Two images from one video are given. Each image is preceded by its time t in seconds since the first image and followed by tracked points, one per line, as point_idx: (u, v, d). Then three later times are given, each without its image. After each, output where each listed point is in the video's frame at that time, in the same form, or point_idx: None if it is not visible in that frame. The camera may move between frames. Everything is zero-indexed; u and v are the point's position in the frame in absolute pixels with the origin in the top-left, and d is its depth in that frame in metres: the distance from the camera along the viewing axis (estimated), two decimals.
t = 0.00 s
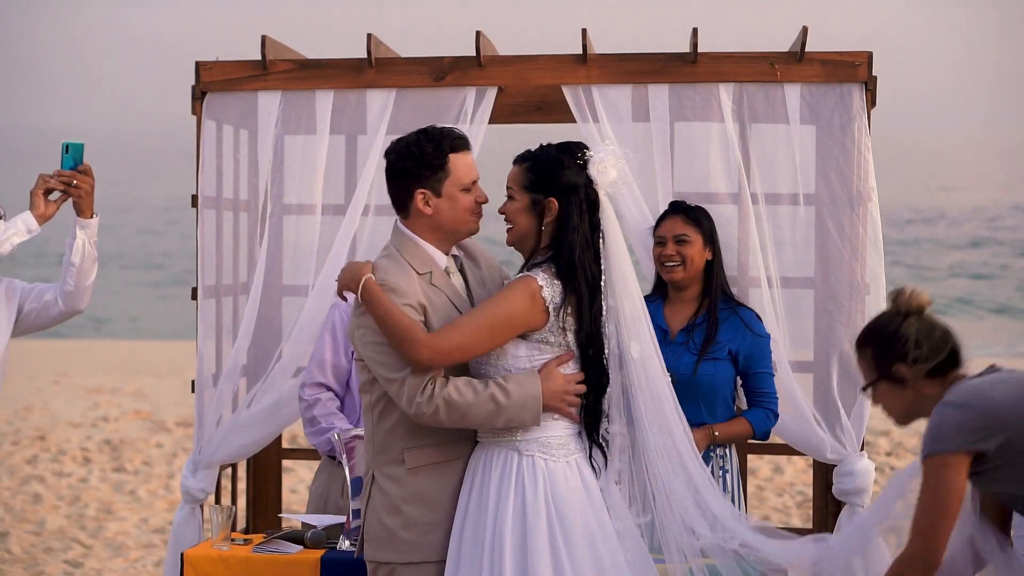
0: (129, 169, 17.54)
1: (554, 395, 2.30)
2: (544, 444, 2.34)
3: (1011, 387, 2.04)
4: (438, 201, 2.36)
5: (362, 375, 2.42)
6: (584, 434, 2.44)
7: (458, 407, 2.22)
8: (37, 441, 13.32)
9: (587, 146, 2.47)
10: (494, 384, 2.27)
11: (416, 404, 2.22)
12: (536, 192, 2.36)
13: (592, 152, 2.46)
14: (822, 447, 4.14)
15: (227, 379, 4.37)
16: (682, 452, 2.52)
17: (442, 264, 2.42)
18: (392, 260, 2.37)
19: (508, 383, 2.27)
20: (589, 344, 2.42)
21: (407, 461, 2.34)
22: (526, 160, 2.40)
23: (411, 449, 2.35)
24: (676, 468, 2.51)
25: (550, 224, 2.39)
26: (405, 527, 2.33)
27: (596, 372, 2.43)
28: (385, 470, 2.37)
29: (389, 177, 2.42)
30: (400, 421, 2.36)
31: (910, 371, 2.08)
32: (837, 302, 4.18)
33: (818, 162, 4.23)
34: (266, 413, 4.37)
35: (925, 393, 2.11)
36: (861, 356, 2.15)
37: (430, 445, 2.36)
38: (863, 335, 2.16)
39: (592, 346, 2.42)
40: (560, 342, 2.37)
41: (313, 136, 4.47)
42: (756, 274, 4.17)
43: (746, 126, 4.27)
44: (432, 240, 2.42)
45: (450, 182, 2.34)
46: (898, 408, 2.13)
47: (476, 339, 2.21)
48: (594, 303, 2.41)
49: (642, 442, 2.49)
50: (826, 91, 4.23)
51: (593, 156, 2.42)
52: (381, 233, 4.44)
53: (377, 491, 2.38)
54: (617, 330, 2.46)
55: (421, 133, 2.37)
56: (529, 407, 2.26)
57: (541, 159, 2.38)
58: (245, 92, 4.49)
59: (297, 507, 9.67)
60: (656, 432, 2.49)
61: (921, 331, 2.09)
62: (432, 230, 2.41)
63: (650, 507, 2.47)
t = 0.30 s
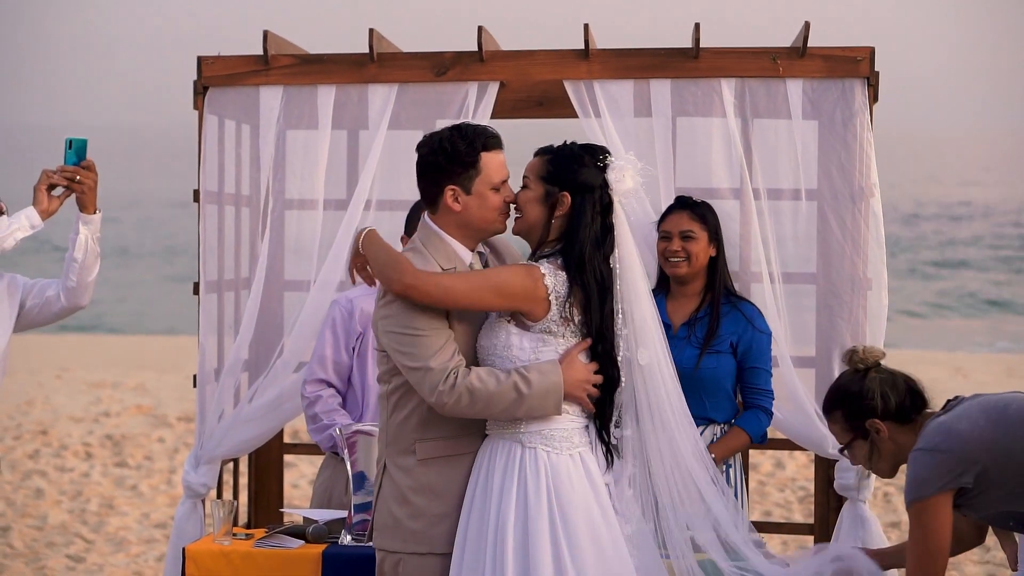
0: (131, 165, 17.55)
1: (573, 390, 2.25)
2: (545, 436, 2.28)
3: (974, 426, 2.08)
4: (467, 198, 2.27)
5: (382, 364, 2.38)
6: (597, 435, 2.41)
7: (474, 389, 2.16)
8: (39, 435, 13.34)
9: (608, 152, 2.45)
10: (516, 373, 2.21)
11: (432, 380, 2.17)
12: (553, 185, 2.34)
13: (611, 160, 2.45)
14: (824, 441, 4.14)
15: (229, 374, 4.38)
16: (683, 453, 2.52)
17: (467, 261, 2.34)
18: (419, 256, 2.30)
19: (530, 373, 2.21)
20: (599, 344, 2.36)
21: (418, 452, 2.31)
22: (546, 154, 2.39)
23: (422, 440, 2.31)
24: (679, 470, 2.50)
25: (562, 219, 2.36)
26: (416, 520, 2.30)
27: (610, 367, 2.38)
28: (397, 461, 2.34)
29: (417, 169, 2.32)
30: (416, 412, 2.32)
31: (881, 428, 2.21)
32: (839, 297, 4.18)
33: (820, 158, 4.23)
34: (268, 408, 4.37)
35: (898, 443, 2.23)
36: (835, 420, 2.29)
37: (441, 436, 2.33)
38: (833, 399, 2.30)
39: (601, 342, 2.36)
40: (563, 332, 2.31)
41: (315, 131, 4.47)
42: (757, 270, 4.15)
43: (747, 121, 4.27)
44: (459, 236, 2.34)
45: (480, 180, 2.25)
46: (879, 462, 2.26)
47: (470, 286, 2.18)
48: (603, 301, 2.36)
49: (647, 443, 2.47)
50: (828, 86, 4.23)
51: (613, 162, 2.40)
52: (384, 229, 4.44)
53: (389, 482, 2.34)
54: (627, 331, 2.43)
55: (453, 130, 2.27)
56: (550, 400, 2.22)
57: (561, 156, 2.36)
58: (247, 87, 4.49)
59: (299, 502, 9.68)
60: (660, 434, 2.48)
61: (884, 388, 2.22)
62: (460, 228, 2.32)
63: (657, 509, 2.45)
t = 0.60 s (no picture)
0: (129, 162, 17.57)
1: (589, 387, 2.26)
2: (548, 430, 2.27)
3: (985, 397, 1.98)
4: (485, 196, 2.25)
5: (396, 359, 2.38)
6: (603, 434, 2.41)
7: (491, 375, 2.16)
8: (37, 431, 13.34)
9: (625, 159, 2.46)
10: (535, 366, 2.20)
11: (450, 365, 2.16)
12: (568, 183, 2.34)
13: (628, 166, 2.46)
14: (821, 438, 4.14)
15: (226, 369, 4.37)
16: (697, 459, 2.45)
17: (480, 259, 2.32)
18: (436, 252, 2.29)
19: (548, 367, 2.20)
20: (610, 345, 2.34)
21: (425, 445, 2.31)
22: (564, 154, 2.39)
23: (429, 433, 2.32)
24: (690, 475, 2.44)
25: (576, 220, 2.36)
26: (422, 512, 2.30)
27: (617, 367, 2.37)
28: (405, 455, 2.34)
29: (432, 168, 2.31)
30: (426, 406, 2.32)
31: (883, 412, 2.05)
32: (837, 293, 4.18)
33: (818, 153, 4.23)
34: (266, 404, 4.37)
35: (904, 428, 2.07)
36: (835, 414, 2.10)
37: (449, 430, 2.33)
38: (826, 389, 2.12)
39: (614, 343, 2.34)
40: (569, 326, 2.28)
41: (313, 127, 4.46)
42: (755, 266, 4.15)
43: (745, 117, 4.27)
44: (475, 234, 2.31)
45: (496, 178, 2.24)
46: (887, 452, 2.10)
47: (484, 263, 2.19)
48: (615, 299, 2.35)
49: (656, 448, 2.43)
50: (827, 82, 4.22)
51: (630, 167, 2.42)
52: (381, 226, 4.43)
53: (397, 474, 2.35)
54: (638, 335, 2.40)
55: (469, 126, 2.26)
56: (566, 397, 2.22)
57: (579, 156, 2.37)
58: (244, 82, 4.49)
59: (296, 499, 9.68)
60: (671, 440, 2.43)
61: (877, 371, 2.07)
62: (477, 226, 2.30)
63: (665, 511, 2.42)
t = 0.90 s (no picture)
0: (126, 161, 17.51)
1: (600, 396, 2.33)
2: (551, 430, 2.32)
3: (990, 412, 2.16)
4: (499, 203, 2.32)
5: (405, 356, 2.44)
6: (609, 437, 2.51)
7: (505, 375, 2.22)
8: (32, 430, 13.33)
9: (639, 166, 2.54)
10: (550, 370, 2.27)
11: (464, 362, 2.22)
12: (584, 192, 2.44)
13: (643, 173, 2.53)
14: (817, 437, 4.14)
15: (222, 369, 4.38)
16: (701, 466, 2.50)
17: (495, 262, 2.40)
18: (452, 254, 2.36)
19: (563, 372, 2.27)
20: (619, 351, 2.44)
21: (427, 444, 2.37)
22: (580, 161, 2.48)
23: (432, 432, 2.37)
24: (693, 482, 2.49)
25: (590, 227, 2.45)
26: (420, 510, 2.36)
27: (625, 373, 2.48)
28: (407, 452, 2.40)
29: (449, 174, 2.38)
30: (431, 408, 2.38)
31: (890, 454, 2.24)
32: (833, 293, 4.18)
33: (814, 153, 4.23)
34: (262, 404, 4.37)
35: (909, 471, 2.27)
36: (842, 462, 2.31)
37: (450, 432, 2.38)
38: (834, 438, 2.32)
39: (624, 350, 2.45)
40: (582, 329, 2.35)
41: (309, 126, 4.45)
42: (751, 266, 4.18)
43: (742, 117, 4.27)
44: (490, 239, 2.38)
45: (512, 185, 2.31)
46: (894, 494, 2.29)
47: (502, 263, 2.25)
48: (627, 305, 2.43)
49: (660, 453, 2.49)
50: (823, 83, 4.23)
51: (644, 174, 2.49)
52: (376, 226, 4.42)
53: (398, 472, 2.40)
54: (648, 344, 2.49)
55: (487, 133, 2.33)
56: (576, 402, 2.28)
57: (594, 163, 2.46)
58: (240, 82, 4.49)
59: (291, 498, 9.67)
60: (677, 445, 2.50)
61: (883, 416, 2.26)
62: (492, 232, 2.37)
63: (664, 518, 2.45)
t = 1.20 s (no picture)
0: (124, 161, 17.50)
1: (601, 396, 2.36)
2: (553, 424, 2.35)
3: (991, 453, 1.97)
4: (510, 208, 2.35)
5: (405, 355, 2.45)
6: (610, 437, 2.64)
7: (511, 371, 2.25)
8: (28, 431, 13.31)
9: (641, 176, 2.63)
10: (554, 366, 2.31)
11: (470, 359, 2.25)
12: (592, 199, 2.50)
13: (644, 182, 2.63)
14: (814, 439, 4.15)
15: (218, 370, 4.37)
16: (699, 468, 2.58)
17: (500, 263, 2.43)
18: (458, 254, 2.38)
19: (567, 368, 2.31)
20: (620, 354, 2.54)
21: (425, 443, 2.38)
22: (585, 168, 2.56)
23: (430, 431, 2.38)
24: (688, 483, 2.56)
25: (598, 231, 2.51)
26: (418, 508, 2.36)
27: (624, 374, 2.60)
28: (405, 451, 2.40)
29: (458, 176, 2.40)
30: (432, 406, 2.39)
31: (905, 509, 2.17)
32: (829, 294, 4.19)
33: (810, 155, 4.24)
34: (260, 405, 4.38)
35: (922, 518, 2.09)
36: (857, 510, 2.24)
37: (450, 432, 2.39)
38: (851, 484, 2.25)
39: (627, 349, 2.54)
40: (587, 325, 2.40)
41: (307, 127, 4.45)
42: (748, 268, 4.15)
43: (739, 119, 4.27)
44: (497, 242, 2.40)
45: (523, 190, 2.35)
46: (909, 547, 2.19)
47: (514, 262, 2.29)
48: (632, 305, 2.52)
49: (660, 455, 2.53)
50: (820, 84, 4.23)
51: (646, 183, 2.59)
52: (373, 227, 4.41)
53: (397, 470, 2.40)
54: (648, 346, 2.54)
55: (498, 137, 2.36)
56: (580, 398, 2.32)
57: (599, 170, 2.54)
58: (238, 83, 4.49)
59: (288, 499, 9.66)
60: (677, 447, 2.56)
61: (899, 466, 2.20)
62: (499, 235, 2.39)
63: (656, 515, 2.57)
